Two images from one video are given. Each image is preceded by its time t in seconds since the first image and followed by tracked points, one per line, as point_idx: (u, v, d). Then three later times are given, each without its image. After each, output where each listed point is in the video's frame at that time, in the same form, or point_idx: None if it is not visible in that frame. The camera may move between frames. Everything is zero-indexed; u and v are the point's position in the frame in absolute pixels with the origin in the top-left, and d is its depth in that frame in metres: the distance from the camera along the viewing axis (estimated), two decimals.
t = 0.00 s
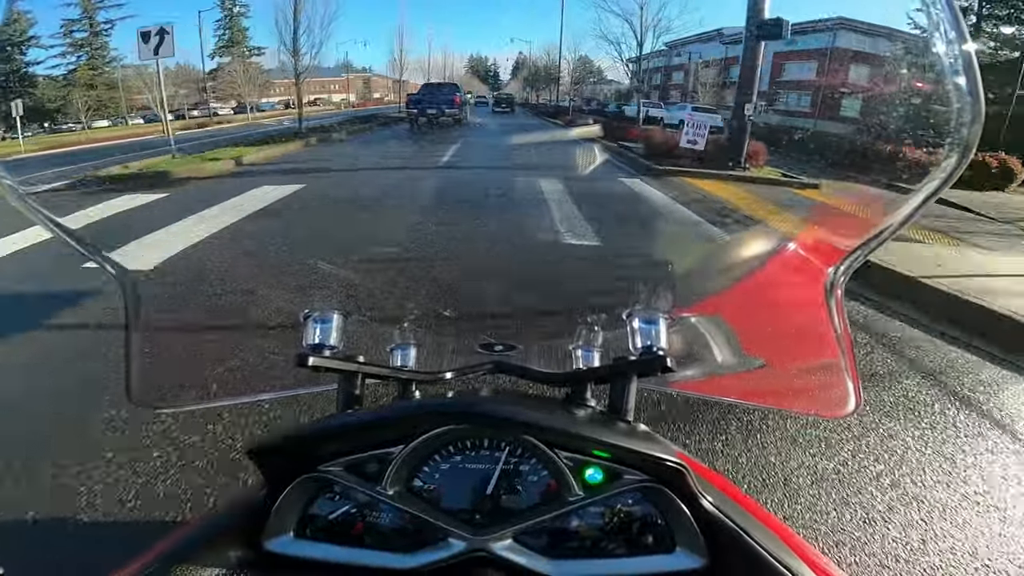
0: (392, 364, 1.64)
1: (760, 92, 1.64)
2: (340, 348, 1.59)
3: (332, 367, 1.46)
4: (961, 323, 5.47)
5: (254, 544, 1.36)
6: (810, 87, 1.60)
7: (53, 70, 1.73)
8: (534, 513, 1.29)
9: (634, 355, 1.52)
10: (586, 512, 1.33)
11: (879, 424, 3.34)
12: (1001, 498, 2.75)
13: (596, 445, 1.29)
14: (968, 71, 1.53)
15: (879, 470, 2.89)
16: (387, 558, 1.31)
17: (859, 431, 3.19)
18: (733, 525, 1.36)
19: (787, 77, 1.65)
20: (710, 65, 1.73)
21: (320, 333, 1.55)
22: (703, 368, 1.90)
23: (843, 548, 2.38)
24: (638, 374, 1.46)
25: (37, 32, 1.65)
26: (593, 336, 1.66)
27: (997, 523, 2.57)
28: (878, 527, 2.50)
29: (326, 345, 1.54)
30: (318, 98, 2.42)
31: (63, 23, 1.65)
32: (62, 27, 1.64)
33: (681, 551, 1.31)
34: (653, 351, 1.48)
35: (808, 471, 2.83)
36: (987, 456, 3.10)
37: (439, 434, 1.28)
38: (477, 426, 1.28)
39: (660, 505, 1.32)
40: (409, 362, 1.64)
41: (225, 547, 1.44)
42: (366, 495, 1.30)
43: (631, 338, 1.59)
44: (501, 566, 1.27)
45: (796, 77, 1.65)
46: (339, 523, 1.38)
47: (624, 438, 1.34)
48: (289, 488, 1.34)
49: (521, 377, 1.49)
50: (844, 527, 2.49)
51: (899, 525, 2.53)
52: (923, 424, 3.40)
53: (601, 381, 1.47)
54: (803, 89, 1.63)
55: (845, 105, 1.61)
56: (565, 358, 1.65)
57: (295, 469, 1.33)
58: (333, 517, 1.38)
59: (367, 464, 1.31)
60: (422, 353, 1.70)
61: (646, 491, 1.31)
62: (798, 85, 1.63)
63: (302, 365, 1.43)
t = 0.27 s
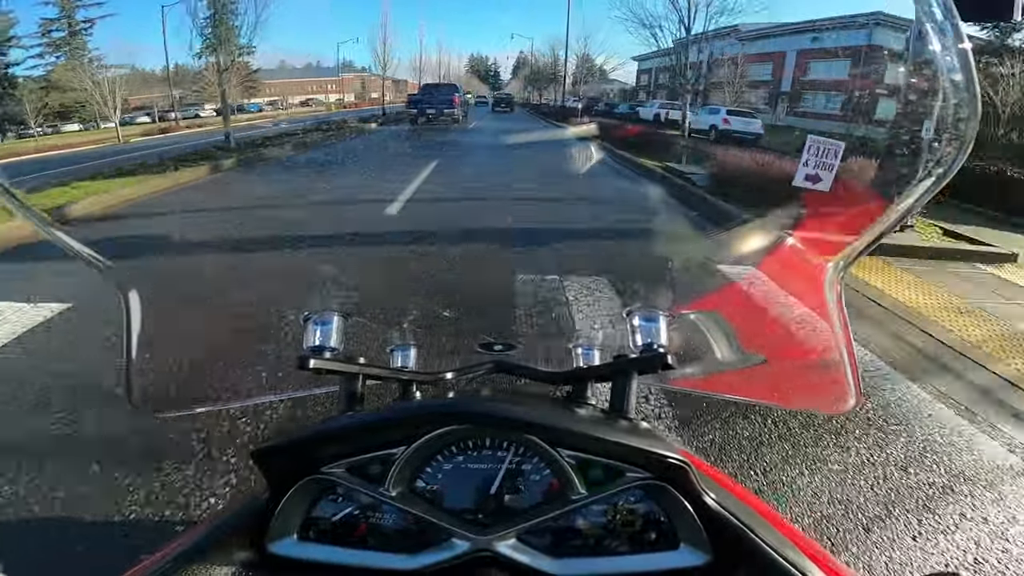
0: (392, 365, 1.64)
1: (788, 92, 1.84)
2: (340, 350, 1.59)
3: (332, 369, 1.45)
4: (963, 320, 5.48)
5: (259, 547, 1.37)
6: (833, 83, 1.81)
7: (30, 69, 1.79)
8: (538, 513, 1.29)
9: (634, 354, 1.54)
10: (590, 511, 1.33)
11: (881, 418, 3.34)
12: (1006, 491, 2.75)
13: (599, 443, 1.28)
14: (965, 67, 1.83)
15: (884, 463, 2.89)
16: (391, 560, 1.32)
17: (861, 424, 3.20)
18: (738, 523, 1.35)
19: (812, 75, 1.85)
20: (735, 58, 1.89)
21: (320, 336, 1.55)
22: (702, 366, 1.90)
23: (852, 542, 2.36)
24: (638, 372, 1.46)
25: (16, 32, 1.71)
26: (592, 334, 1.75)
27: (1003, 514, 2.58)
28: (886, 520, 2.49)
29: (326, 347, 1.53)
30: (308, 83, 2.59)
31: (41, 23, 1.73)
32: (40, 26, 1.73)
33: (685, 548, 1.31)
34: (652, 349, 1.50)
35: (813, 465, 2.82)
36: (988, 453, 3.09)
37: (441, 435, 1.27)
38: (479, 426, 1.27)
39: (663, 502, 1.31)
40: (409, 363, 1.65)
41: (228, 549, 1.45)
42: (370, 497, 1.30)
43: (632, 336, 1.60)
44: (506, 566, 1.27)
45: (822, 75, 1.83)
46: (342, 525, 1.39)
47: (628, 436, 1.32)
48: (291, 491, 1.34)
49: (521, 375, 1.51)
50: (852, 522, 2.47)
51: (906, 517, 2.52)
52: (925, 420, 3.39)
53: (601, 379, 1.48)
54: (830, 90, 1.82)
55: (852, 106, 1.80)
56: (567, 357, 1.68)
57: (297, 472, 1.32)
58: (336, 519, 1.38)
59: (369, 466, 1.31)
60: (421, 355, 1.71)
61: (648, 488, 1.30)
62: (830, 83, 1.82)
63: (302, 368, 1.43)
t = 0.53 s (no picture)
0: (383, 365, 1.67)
1: (817, 93, 1.96)
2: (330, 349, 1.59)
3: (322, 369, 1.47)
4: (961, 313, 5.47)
5: (249, 548, 1.37)
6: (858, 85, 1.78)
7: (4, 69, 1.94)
8: (529, 514, 1.28)
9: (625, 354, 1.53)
10: (581, 511, 1.32)
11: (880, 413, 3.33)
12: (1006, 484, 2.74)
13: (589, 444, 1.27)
14: (945, 61, 1.45)
15: (883, 459, 2.87)
16: (382, 561, 1.31)
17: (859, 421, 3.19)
18: (729, 524, 1.35)
19: (845, 74, 1.87)
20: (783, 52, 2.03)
21: (310, 336, 1.54)
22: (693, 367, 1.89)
23: (854, 542, 2.33)
24: (630, 373, 1.48)
25: None
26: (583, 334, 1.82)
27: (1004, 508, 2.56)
28: (887, 519, 2.46)
29: (317, 347, 1.54)
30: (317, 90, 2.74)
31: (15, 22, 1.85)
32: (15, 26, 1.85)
33: (675, 549, 1.31)
34: (643, 350, 1.49)
35: (813, 463, 2.80)
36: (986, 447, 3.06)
37: (432, 436, 1.27)
38: (470, 427, 1.26)
39: (653, 502, 1.31)
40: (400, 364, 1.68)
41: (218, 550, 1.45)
42: (360, 498, 1.31)
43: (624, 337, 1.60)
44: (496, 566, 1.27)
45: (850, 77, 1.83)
46: (333, 525, 1.39)
47: (619, 436, 1.32)
48: (282, 491, 1.34)
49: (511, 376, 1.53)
50: (853, 521, 2.45)
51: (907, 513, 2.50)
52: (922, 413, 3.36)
53: (593, 379, 1.48)
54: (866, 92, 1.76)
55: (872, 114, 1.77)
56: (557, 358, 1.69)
57: (287, 472, 1.33)
58: (327, 520, 1.39)
59: (360, 467, 1.31)
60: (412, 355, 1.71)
61: (638, 488, 1.30)
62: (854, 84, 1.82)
63: (292, 369, 1.50)
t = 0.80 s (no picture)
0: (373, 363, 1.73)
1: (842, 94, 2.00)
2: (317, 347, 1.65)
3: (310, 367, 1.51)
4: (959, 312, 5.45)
5: (231, 546, 1.35)
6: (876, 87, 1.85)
7: None
8: (515, 514, 1.27)
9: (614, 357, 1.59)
10: (567, 512, 1.32)
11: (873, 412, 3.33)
12: (1000, 482, 2.75)
13: (577, 445, 1.25)
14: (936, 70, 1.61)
15: (877, 458, 2.87)
16: (368, 560, 1.31)
17: (852, 421, 3.19)
18: (711, 524, 1.35)
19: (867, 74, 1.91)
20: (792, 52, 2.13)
21: (298, 333, 1.61)
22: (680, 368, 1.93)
23: (849, 543, 2.33)
24: (616, 374, 1.51)
25: None
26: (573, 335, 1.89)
27: (996, 506, 2.58)
28: (881, 521, 2.46)
29: (304, 344, 1.61)
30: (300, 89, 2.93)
31: None
32: None
33: (662, 550, 1.30)
34: (632, 353, 1.55)
35: (807, 465, 2.79)
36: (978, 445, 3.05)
37: (419, 434, 1.26)
38: (457, 427, 1.24)
39: (641, 503, 1.30)
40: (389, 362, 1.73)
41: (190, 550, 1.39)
42: (346, 496, 1.30)
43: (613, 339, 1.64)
44: (483, 566, 1.25)
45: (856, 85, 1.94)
46: (319, 524, 1.39)
47: (607, 438, 1.31)
48: (267, 488, 1.34)
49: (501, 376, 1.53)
50: (848, 522, 2.45)
51: (901, 514, 2.50)
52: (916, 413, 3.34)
53: (582, 380, 1.49)
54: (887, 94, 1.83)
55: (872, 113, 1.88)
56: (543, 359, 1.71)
57: (272, 470, 1.32)
58: (312, 518, 1.40)
59: (347, 465, 1.30)
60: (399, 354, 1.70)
61: (626, 489, 1.29)
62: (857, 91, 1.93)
63: (279, 364, 1.48)
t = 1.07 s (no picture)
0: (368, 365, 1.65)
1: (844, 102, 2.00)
2: (313, 347, 1.63)
3: (307, 366, 1.49)
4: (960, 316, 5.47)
5: (225, 545, 1.35)
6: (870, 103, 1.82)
7: None
8: (509, 517, 1.27)
9: (611, 360, 1.58)
10: (562, 515, 1.31)
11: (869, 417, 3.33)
12: (994, 487, 2.75)
13: (572, 448, 1.25)
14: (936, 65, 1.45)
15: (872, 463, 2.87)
16: (363, 562, 1.30)
17: (847, 424, 3.19)
18: (705, 529, 1.33)
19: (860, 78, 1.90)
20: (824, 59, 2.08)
21: (294, 332, 1.58)
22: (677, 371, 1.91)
23: (843, 548, 2.34)
24: (613, 377, 1.50)
25: None
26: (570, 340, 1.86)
27: (990, 511, 2.58)
28: (872, 527, 2.45)
29: (300, 344, 1.58)
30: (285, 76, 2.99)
31: None
32: None
33: (656, 554, 1.31)
34: (629, 357, 1.54)
35: (802, 470, 2.79)
36: (975, 452, 3.04)
37: (414, 436, 1.27)
38: (452, 428, 1.24)
39: (634, 506, 1.30)
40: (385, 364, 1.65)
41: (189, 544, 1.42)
42: (340, 496, 1.30)
43: (609, 341, 1.63)
44: (476, 568, 1.25)
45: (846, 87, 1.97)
46: (311, 524, 1.38)
47: (601, 441, 1.30)
48: (262, 487, 1.34)
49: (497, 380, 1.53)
50: (843, 527, 2.45)
51: (895, 519, 2.51)
52: (914, 418, 3.33)
53: (579, 384, 1.47)
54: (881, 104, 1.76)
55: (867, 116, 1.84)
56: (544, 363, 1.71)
57: (267, 470, 1.33)
58: (305, 518, 1.37)
59: (341, 465, 1.31)
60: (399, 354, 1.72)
61: (620, 493, 1.29)
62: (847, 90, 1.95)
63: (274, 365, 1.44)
